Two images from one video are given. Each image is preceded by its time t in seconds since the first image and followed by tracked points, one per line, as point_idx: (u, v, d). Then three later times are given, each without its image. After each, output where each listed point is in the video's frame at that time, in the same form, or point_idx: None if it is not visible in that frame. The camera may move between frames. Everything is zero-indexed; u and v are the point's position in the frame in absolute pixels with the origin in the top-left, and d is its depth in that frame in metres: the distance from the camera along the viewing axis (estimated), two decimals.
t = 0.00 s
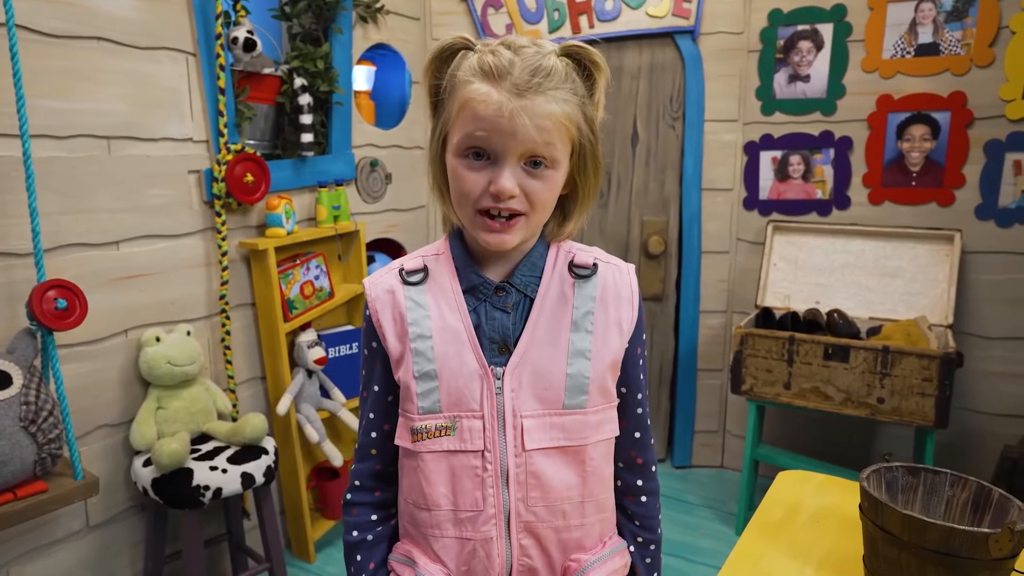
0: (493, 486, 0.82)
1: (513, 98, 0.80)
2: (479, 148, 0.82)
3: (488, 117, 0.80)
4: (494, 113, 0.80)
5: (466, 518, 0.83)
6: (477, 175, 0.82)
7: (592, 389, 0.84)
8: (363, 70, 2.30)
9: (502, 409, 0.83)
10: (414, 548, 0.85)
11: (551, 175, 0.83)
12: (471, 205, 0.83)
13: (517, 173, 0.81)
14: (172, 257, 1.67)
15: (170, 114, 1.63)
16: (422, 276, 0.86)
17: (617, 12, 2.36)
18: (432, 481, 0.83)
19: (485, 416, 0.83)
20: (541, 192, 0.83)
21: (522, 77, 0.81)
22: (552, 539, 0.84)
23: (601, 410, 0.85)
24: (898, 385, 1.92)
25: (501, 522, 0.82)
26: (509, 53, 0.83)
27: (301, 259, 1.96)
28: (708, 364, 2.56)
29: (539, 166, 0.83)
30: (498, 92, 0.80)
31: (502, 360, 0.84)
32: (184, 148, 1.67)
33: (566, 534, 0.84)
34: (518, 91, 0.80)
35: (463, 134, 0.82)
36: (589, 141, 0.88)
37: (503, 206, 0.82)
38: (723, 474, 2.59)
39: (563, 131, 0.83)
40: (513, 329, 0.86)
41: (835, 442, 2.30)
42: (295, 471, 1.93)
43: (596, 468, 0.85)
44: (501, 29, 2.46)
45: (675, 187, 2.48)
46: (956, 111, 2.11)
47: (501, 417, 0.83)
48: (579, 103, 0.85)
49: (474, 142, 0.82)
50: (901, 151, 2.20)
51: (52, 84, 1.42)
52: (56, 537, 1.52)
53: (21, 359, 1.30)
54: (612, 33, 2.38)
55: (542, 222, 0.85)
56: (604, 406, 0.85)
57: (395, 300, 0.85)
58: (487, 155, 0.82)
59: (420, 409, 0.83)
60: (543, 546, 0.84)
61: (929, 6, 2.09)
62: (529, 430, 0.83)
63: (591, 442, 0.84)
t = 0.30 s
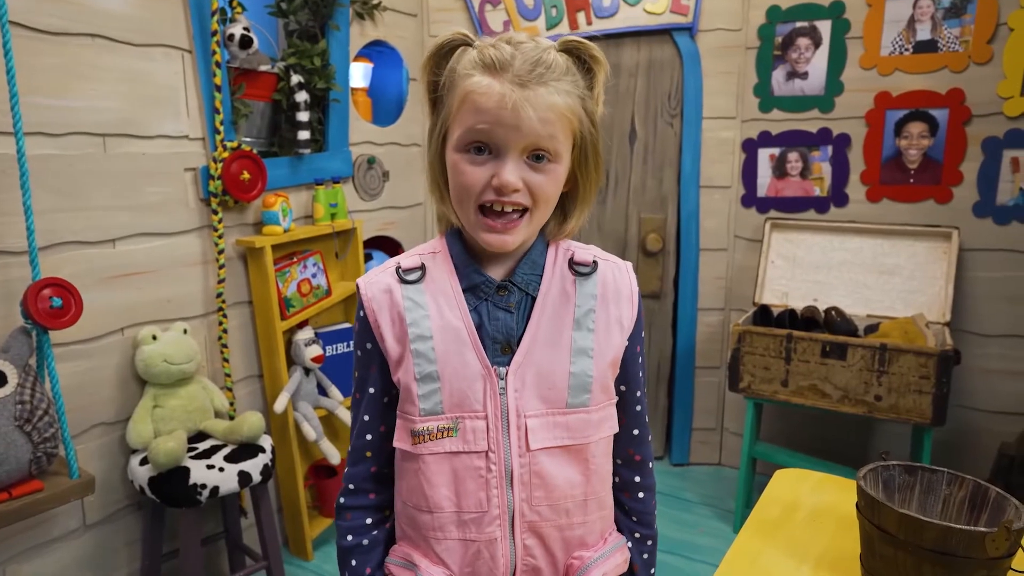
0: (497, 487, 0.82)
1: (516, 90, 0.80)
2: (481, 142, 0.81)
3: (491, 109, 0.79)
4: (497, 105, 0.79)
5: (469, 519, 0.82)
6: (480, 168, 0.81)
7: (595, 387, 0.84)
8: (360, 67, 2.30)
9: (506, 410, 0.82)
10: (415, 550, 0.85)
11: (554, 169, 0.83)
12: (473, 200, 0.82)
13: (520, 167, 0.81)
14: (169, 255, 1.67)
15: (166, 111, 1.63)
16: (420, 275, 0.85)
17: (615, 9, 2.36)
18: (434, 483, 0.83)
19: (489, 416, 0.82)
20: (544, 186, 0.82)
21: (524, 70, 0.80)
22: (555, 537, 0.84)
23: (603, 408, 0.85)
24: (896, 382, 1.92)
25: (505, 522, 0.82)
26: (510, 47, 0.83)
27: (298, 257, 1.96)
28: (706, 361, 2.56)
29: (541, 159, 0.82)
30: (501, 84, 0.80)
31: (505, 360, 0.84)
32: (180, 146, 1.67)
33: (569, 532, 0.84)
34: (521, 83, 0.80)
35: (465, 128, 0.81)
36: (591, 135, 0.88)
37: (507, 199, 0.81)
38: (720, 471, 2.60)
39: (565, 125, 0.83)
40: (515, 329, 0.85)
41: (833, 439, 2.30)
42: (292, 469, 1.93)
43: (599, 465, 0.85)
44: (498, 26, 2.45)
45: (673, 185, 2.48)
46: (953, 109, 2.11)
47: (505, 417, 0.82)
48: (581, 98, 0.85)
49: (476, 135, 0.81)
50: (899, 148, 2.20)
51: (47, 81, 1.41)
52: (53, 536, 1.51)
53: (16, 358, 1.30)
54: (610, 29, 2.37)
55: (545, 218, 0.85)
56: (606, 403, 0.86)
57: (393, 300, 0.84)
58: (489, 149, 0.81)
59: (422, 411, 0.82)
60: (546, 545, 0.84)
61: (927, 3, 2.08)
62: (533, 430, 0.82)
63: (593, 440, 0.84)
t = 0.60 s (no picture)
0: (488, 491, 0.82)
1: (492, 53, 0.82)
2: (461, 107, 0.83)
3: (468, 71, 0.82)
4: (474, 67, 0.82)
5: (460, 524, 0.83)
6: (460, 132, 0.82)
7: (585, 388, 0.84)
8: (358, 67, 2.28)
9: (494, 413, 0.82)
10: (405, 558, 0.85)
11: (534, 132, 0.84)
12: (455, 164, 0.82)
13: (499, 127, 0.82)
14: (165, 255, 1.66)
15: (163, 111, 1.62)
16: (407, 278, 0.86)
17: (614, 9, 2.35)
18: (424, 488, 0.83)
19: (477, 420, 0.82)
20: (526, 147, 0.83)
21: (499, 38, 0.84)
22: (547, 541, 0.83)
23: (595, 410, 0.84)
24: (894, 383, 1.92)
25: (495, 527, 0.82)
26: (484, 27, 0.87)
27: (296, 257, 1.95)
28: (706, 362, 2.56)
29: (521, 123, 0.83)
30: (477, 50, 0.83)
31: (493, 363, 0.84)
32: (177, 146, 1.66)
33: (560, 537, 0.84)
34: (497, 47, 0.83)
35: (443, 96, 0.83)
36: (568, 110, 0.89)
37: (489, 157, 0.81)
38: (720, 472, 2.59)
39: (543, 90, 0.84)
40: (503, 331, 0.85)
41: (833, 441, 2.29)
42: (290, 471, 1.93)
43: (590, 468, 0.85)
44: (496, 25, 2.45)
45: (672, 185, 2.47)
46: (953, 109, 2.10)
47: (494, 421, 0.82)
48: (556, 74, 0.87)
49: (456, 101, 0.82)
50: (898, 148, 2.19)
51: (43, 82, 1.41)
52: (49, 538, 1.51)
53: (11, 359, 1.29)
54: (609, 29, 2.37)
55: (530, 186, 0.84)
56: (598, 406, 0.85)
57: (380, 304, 0.84)
58: (469, 114, 0.83)
59: (410, 415, 0.83)
60: (537, 549, 0.83)
61: (927, 2, 2.07)
62: (522, 433, 0.82)
63: (584, 442, 0.84)
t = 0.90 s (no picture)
0: (466, 493, 0.82)
1: (481, 82, 0.81)
2: (450, 136, 0.82)
3: (457, 102, 0.81)
4: (463, 98, 0.80)
5: (441, 525, 0.83)
6: (449, 162, 0.82)
7: (569, 396, 0.83)
8: (359, 69, 2.27)
9: (476, 415, 0.83)
10: (392, 556, 0.86)
11: (523, 161, 0.83)
12: (444, 194, 0.82)
13: (487, 159, 0.81)
14: (165, 258, 1.67)
15: (163, 114, 1.63)
16: (403, 282, 0.88)
17: (615, 11, 2.34)
18: (408, 487, 0.84)
19: (460, 421, 0.83)
20: (514, 179, 0.82)
21: (489, 64, 0.82)
22: (527, 548, 0.83)
23: (580, 418, 0.84)
24: (895, 386, 1.91)
25: (473, 530, 0.82)
26: (476, 46, 0.85)
27: (296, 259, 1.95)
28: (707, 364, 2.55)
29: (511, 153, 0.82)
30: (467, 78, 0.81)
31: (477, 365, 0.85)
32: (177, 148, 1.66)
33: (542, 546, 0.83)
34: (486, 76, 0.81)
35: (433, 124, 0.82)
36: (560, 132, 0.88)
37: (476, 192, 0.81)
38: (721, 475, 2.59)
39: (533, 117, 0.83)
40: (488, 333, 0.85)
41: (835, 443, 2.29)
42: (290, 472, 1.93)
43: (575, 477, 0.84)
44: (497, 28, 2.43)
45: (674, 187, 2.47)
46: (955, 111, 2.10)
47: (476, 422, 0.83)
48: (549, 94, 0.86)
49: (446, 130, 0.82)
50: (900, 150, 2.18)
51: (43, 84, 1.41)
52: (49, 540, 1.51)
53: (10, 361, 1.30)
54: (610, 31, 2.36)
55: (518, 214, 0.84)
56: (584, 414, 0.84)
57: (374, 307, 0.87)
58: (458, 143, 0.82)
59: (397, 414, 0.84)
60: (518, 556, 0.83)
61: (929, 4, 2.07)
62: (502, 436, 0.82)
63: (567, 450, 0.83)
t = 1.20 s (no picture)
0: (469, 493, 0.82)
1: (492, 90, 0.80)
2: (457, 139, 0.82)
3: (467, 107, 0.80)
4: (473, 104, 0.80)
5: (444, 526, 0.83)
6: (455, 165, 0.81)
7: (570, 393, 0.83)
8: (360, 71, 2.28)
9: (478, 415, 0.82)
10: (396, 556, 0.86)
11: (528, 169, 0.83)
12: (448, 196, 0.82)
13: (493, 165, 0.81)
14: (165, 259, 1.67)
15: (163, 115, 1.63)
16: (399, 282, 0.87)
17: (615, 12, 2.34)
18: (411, 488, 0.84)
19: (461, 421, 0.82)
20: (517, 186, 0.82)
21: (501, 71, 0.81)
22: (532, 547, 0.83)
23: (581, 415, 0.84)
24: (896, 388, 1.91)
25: (477, 530, 0.82)
26: (489, 49, 0.84)
27: (296, 260, 1.96)
28: (708, 365, 2.55)
29: (516, 160, 0.82)
30: (478, 84, 0.81)
31: (478, 365, 0.84)
32: (178, 150, 1.67)
33: (546, 543, 0.83)
34: (498, 83, 0.81)
35: (441, 126, 0.82)
36: (565, 141, 0.88)
37: (480, 197, 0.81)
38: (722, 476, 2.58)
39: (540, 127, 0.83)
40: (489, 333, 0.85)
41: (836, 445, 2.28)
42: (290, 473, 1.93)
43: (576, 474, 0.84)
44: (499, 28, 2.44)
45: (674, 188, 2.46)
46: (957, 112, 2.09)
47: (477, 422, 0.82)
48: (558, 103, 0.86)
49: (453, 134, 0.81)
50: (902, 151, 2.18)
51: (43, 86, 1.41)
52: (49, 540, 1.51)
53: (9, 362, 1.30)
54: (611, 32, 2.36)
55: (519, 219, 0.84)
56: (584, 412, 0.84)
57: (372, 308, 0.86)
58: (465, 146, 0.82)
59: (398, 415, 0.83)
60: (523, 555, 0.83)
61: (930, 5, 2.07)
62: (505, 435, 0.82)
63: (569, 448, 0.83)
